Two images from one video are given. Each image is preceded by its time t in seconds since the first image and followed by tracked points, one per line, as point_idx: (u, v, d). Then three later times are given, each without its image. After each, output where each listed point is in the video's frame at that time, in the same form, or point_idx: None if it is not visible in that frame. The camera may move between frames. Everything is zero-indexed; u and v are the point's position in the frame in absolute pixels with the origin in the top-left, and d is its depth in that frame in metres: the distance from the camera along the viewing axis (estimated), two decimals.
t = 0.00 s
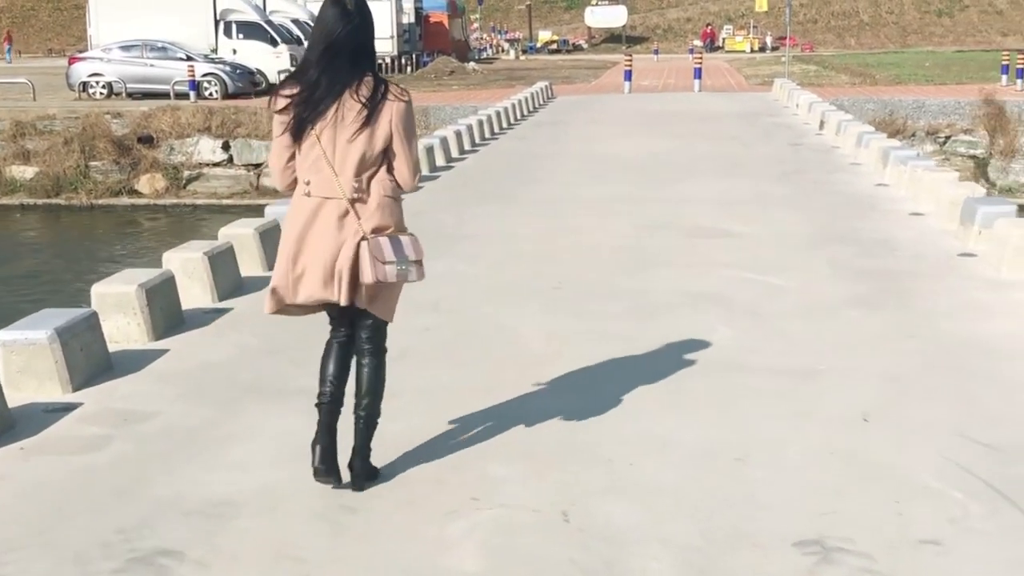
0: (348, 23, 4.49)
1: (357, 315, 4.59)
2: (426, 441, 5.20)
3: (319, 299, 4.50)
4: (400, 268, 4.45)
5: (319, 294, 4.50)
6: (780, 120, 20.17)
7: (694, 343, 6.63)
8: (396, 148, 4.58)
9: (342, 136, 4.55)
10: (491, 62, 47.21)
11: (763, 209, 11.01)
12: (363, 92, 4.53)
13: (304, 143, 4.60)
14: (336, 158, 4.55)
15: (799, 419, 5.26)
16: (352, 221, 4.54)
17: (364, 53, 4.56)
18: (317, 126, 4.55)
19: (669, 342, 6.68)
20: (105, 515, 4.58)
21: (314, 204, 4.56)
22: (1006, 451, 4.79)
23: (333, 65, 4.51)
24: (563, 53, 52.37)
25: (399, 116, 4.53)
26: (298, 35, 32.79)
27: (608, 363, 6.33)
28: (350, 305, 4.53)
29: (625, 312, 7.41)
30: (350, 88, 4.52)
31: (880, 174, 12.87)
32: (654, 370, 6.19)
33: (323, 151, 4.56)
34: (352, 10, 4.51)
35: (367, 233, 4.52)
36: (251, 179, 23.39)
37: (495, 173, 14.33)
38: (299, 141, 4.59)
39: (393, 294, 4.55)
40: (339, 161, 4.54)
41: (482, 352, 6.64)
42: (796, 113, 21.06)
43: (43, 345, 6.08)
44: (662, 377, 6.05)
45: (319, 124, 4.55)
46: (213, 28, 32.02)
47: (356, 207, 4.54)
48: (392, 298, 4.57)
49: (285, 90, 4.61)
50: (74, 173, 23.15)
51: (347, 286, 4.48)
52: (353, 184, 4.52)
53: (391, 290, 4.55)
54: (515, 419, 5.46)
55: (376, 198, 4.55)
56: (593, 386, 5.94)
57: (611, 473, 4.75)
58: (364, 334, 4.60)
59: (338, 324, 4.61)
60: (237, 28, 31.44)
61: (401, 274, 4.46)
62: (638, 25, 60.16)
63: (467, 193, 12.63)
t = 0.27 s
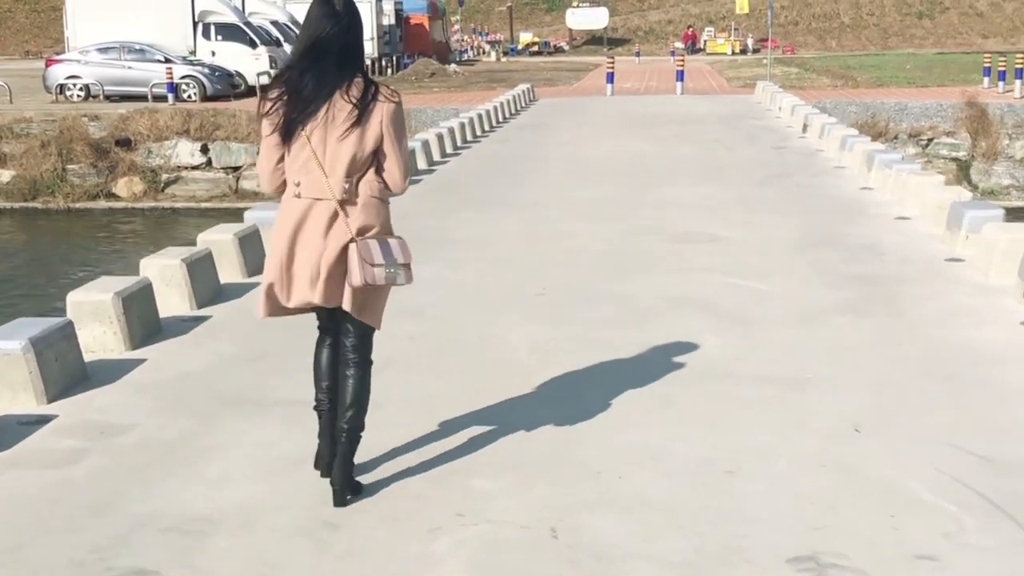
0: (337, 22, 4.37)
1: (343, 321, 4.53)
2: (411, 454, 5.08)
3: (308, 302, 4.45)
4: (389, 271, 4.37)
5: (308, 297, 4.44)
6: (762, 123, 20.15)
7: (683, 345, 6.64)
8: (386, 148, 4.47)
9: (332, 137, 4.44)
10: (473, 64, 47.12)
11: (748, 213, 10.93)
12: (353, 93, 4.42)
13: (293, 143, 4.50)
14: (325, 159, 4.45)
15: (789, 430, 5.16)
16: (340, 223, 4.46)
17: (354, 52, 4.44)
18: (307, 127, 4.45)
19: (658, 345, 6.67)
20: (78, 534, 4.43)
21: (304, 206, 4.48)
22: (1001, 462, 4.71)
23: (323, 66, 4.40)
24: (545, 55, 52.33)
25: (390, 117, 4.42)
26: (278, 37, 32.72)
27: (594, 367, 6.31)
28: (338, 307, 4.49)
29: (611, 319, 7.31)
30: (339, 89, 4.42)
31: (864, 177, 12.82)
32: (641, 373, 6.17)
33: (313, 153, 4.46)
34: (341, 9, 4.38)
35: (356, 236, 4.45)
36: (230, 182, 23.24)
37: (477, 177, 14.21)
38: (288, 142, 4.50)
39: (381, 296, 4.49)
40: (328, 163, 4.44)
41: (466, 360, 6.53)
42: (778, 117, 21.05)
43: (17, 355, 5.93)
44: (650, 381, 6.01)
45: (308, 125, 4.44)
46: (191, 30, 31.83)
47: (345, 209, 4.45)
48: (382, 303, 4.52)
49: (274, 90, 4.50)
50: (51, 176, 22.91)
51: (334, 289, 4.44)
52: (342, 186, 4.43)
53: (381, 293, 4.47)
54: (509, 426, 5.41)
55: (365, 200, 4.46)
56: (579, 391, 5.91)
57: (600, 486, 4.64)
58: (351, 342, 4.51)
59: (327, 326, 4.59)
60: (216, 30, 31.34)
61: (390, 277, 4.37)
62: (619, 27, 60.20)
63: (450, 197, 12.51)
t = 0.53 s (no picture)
0: (326, 35, 4.31)
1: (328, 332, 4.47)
2: (394, 468, 5.01)
3: (291, 315, 4.39)
4: (370, 285, 4.32)
5: (291, 311, 4.39)
6: (743, 127, 20.19)
7: (664, 350, 6.69)
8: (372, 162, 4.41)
9: (318, 148, 4.37)
10: (452, 68, 47.07)
11: (730, 219, 10.91)
12: (340, 106, 4.37)
13: (279, 155, 4.42)
14: (310, 171, 4.38)
15: (777, 443, 5.10)
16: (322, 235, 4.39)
17: (342, 64, 4.38)
18: (294, 138, 4.38)
19: (640, 350, 6.71)
20: (54, 555, 4.33)
21: (288, 217, 4.41)
22: (992, 475, 4.67)
23: (310, 78, 4.34)
24: (525, 59, 52.35)
25: (376, 130, 4.37)
26: (256, 42, 32.65)
27: (577, 373, 6.32)
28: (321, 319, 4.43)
29: (594, 327, 7.25)
30: (326, 101, 4.36)
31: (845, 183, 12.83)
32: (624, 378, 6.22)
33: (298, 164, 4.39)
34: (331, 20, 4.32)
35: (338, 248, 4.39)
36: (208, 187, 22.94)
37: (458, 183, 14.11)
38: (274, 153, 4.43)
39: (365, 309, 4.43)
40: (314, 175, 4.38)
41: (449, 370, 6.45)
42: (758, 121, 21.08)
43: None
44: (629, 387, 6.05)
45: (294, 136, 4.38)
46: (169, 35, 31.64)
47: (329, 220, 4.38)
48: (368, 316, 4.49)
49: (261, 100, 4.43)
50: (28, 182, 22.65)
51: (316, 302, 4.38)
52: (327, 198, 4.36)
53: (362, 305, 4.42)
54: (496, 436, 5.38)
55: (349, 214, 4.40)
56: (562, 397, 5.93)
57: (586, 503, 4.57)
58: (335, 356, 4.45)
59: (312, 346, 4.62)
60: (195, 34, 31.21)
61: (371, 290, 4.33)
62: (599, 31, 60.29)
63: (431, 203, 12.45)
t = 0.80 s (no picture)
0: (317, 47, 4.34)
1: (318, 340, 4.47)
2: (379, 478, 4.92)
3: (280, 326, 4.38)
4: (357, 295, 4.34)
5: (280, 322, 4.38)
6: (729, 130, 20.18)
7: (650, 353, 6.70)
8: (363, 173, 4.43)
9: (309, 161, 4.39)
10: (438, 70, 47.00)
11: (718, 223, 10.87)
12: (332, 118, 4.38)
13: (271, 167, 4.44)
14: (301, 183, 4.40)
15: (770, 452, 5.04)
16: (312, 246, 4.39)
17: (334, 77, 4.41)
18: (286, 150, 4.39)
19: (627, 353, 6.72)
20: (35, 570, 4.23)
21: (279, 229, 4.42)
22: (988, 486, 4.62)
23: (302, 90, 4.36)
24: (511, 62, 52.30)
25: (367, 141, 4.39)
26: (242, 44, 32.50)
27: (565, 375, 6.32)
28: (310, 329, 4.43)
29: (583, 333, 7.20)
30: (318, 113, 4.38)
31: (834, 186, 12.81)
32: (612, 379, 6.24)
33: (289, 176, 4.41)
34: (322, 32, 4.34)
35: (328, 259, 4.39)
36: (194, 190, 22.83)
37: (445, 187, 14.04)
38: (266, 165, 4.44)
39: (353, 320, 4.43)
40: (304, 186, 4.39)
41: (437, 377, 6.38)
42: (745, 124, 21.07)
43: None
44: (613, 390, 6.04)
45: (287, 148, 4.39)
46: (153, 37, 31.46)
47: (319, 232, 4.39)
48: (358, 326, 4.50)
49: (254, 113, 4.45)
50: (12, 185, 22.58)
51: (305, 312, 4.38)
52: (318, 209, 4.37)
53: (351, 316, 4.43)
54: (476, 441, 5.33)
55: (339, 224, 4.40)
56: (550, 399, 5.93)
57: (577, 514, 4.50)
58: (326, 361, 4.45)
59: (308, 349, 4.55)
60: (179, 37, 30.88)
61: (358, 301, 4.34)
62: (585, 33, 60.27)
63: (418, 208, 12.38)
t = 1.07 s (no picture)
0: (312, 53, 4.41)
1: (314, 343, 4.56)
2: (369, 490, 4.84)
3: (275, 332, 4.45)
4: (351, 302, 4.43)
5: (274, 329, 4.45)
6: (719, 135, 20.15)
7: (640, 356, 6.71)
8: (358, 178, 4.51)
9: (306, 167, 4.46)
10: (427, 75, 46.88)
11: (710, 229, 10.80)
12: (328, 124, 4.46)
13: (268, 172, 4.50)
14: (299, 188, 4.47)
15: (766, 462, 4.97)
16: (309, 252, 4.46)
17: (329, 83, 4.49)
18: (282, 157, 4.46)
19: (615, 356, 6.73)
20: None
21: (276, 234, 4.49)
22: (989, 497, 4.54)
23: (298, 96, 4.43)
24: (500, 67, 52.19)
25: (363, 146, 4.47)
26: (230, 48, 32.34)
27: (554, 378, 6.34)
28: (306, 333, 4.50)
29: (576, 341, 7.11)
30: (314, 119, 4.45)
31: (824, 191, 12.77)
32: (601, 382, 6.27)
33: (286, 182, 4.48)
34: (316, 38, 4.42)
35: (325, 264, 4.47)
36: (181, 196, 22.70)
37: (434, 193, 13.92)
38: (263, 171, 4.50)
39: (348, 325, 4.53)
40: (301, 192, 4.46)
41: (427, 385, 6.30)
42: (735, 129, 21.04)
43: None
44: (597, 392, 6.07)
45: (283, 154, 4.46)
46: (141, 41, 31.24)
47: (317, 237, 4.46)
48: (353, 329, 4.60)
49: (250, 119, 4.51)
50: None
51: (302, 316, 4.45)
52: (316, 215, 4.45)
53: (346, 321, 4.52)
54: (462, 442, 5.37)
55: (336, 230, 4.48)
56: (539, 401, 5.94)
57: (572, 527, 4.41)
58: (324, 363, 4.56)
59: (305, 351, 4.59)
60: (167, 42, 30.74)
61: (353, 307, 4.43)
62: (573, 38, 60.20)
63: (407, 214, 12.29)
